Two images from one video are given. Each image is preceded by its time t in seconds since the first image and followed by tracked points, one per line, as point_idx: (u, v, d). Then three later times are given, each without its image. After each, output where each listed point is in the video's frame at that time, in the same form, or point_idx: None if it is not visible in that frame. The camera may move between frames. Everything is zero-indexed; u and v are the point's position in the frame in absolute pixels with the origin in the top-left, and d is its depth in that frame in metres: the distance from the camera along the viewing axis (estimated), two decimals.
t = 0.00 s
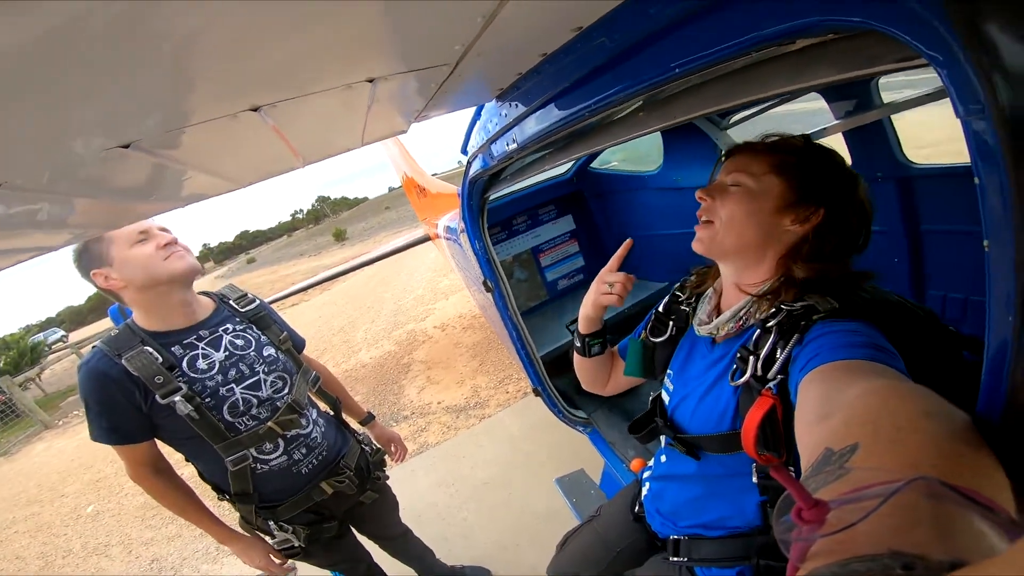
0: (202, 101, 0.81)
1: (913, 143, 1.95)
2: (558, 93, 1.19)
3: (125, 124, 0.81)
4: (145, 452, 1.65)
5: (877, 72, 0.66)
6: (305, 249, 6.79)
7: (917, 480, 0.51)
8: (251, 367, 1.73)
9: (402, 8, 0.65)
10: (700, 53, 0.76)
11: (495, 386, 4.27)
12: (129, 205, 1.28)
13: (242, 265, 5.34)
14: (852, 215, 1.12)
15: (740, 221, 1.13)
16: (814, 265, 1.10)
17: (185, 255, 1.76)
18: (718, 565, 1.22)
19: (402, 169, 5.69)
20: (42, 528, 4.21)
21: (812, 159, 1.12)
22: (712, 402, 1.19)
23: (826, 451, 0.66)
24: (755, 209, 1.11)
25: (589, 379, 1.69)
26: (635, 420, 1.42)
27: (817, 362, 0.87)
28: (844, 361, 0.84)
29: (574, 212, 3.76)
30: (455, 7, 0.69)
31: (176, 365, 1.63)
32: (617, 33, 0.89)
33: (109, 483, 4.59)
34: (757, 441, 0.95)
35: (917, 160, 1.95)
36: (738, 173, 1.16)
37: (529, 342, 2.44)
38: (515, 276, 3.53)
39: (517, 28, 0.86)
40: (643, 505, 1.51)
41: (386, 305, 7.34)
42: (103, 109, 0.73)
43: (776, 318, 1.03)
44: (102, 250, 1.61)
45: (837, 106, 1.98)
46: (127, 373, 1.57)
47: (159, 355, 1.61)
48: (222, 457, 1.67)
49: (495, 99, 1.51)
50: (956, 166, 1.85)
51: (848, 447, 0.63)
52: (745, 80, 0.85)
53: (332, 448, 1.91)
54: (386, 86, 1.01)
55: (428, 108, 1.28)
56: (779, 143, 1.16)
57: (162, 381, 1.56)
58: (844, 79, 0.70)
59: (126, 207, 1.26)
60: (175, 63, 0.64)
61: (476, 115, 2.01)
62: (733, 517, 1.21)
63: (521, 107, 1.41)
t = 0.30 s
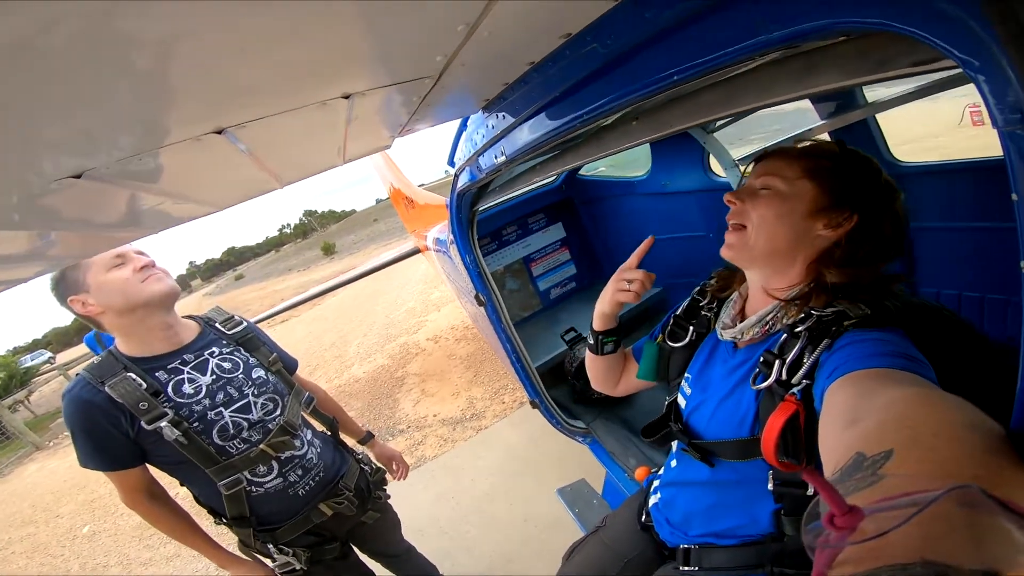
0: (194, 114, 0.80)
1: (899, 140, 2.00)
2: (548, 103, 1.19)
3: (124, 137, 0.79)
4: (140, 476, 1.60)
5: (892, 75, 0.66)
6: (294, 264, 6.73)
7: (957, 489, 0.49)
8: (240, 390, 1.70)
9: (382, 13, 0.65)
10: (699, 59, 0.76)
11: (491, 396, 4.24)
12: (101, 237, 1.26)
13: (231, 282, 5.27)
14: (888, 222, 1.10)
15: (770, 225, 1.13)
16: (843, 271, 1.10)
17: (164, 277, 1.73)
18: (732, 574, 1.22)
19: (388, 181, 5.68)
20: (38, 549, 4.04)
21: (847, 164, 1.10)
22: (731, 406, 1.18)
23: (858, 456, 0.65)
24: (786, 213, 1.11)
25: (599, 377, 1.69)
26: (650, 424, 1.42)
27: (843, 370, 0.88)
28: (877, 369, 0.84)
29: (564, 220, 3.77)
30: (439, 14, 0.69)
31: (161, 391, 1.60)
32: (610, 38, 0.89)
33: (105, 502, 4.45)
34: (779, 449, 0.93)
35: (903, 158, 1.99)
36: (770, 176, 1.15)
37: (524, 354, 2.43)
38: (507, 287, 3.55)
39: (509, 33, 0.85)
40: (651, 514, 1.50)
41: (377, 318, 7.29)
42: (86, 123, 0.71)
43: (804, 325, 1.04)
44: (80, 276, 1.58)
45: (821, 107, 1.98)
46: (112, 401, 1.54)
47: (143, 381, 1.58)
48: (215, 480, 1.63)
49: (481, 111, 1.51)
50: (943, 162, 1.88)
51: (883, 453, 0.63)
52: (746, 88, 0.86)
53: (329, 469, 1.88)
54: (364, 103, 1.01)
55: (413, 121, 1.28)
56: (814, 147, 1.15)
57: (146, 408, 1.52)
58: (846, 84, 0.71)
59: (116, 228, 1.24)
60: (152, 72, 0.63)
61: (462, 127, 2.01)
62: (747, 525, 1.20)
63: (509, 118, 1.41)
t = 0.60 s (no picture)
0: (183, 109, 0.78)
1: (886, 138, 2.02)
2: (539, 99, 1.19)
3: (115, 131, 0.78)
4: (130, 478, 1.58)
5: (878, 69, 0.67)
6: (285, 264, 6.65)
7: (948, 482, 0.51)
8: (230, 389, 1.68)
9: (372, 10, 0.64)
10: (690, 53, 0.76)
11: (484, 395, 4.24)
12: (84, 233, 1.24)
13: (220, 282, 5.20)
14: (885, 219, 1.11)
15: (769, 220, 1.13)
16: (840, 266, 1.10)
17: (160, 285, 1.70)
18: (727, 568, 1.22)
19: (379, 180, 5.64)
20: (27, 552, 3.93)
21: (846, 163, 1.11)
22: (727, 400, 1.19)
23: (849, 448, 0.65)
24: (785, 209, 1.11)
25: (595, 370, 1.70)
26: (645, 418, 1.42)
27: (839, 363, 0.89)
28: (870, 363, 0.85)
29: (556, 219, 3.77)
30: (429, 10, 0.69)
31: (148, 392, 1.58)
32: (601, 33, 0.89)
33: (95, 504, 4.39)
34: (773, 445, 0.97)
35: (890, 155, 2.01)
36: (769, 172, 1.16)
37: (517, 352, 2.43)
38: (500, 285, 3.55)
39: (502, 29, 0.85)
40: (645, 510, 1.51)
41: (369, 318, 7.25)
42: (72, 119, 0.70)
43: (800, 319, 1.04)
44: (72, 272, 1.55)
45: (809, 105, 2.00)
46: (98, 402, 1.51)
47: (130, 381, 1.55)
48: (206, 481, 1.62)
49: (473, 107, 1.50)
50: (929, 159, 1.90)
51: (874, 445, 0.63)
52: (736, 82, 0.86)
53: (323, 468, 1.86)
54: (352, 99, 1.00)
55: (405, 118, 1.27)
56: (814, 145, 1.15)
57: (133, 408, 1.50)
58: (836, 77, 0.72)
59: (102, 224, 1.21)
60: (138, 70, 0.62)
61: (454, 124, 2.00)
62: (742, 521, 1.20)
63: (501, 115, 1.40)
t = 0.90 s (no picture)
0: (178, 110, 0.78)
1: (877, 139, 2.03)
2: (533, 100, 1.19)
3: (111, 132, 0.78)
4: (120, 484, 1.57)
5: (866, 69, 0.68)
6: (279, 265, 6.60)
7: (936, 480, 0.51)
8: (222, 391, 1.68)
9: (368, 11, 0.65)
10: (684, 54, 0.77)
11: (479, 396, 4.24)
12: (75, 235, 1.23)
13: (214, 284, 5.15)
14: (861, 213, 1.15)
15: (750, 223, 1.16)
16: (826, 264, 1.13)
17: (167, 310, 1.64)
18: (723, 567, 1.23)
19: (374, 181, 5.63)
20: (20, 556, 3.87)
21: (819, 160, 1.14)
22: (719, 399, 1.20)
23: (839, 448, 0.66)
24: (765, 211, 1.14)
25: (592, 378, 1.71)
26: (639, 418, 1.42)
27: (829, 361, 0.90)
28: (859, 361, 0.86)
29: (550, 219, 3.78)
30: (425, 11, 0.69)
31: (139, 395, 1.56)
32: (594, 35, 0.89)
33: (88, 507, 4.33)
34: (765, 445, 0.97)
35: (880, 156, 2.03)
36: (746, 175, 1.19)
37: (512, 353, 2.43)
38: (494, 286, 3.55)
39: (493, 31, 0.85)
40: (641, 510, 1.51)
41: (364, 319, 7.23)
42: (66, 120, 0.70)
43: (789, 318, 1.05)
44: (81, 282, 1.48)
45: (800, 106, 2.03)
46: (88, 406, 1.50)
47: (120, 385, 1.54)
48: (202, 484, 1.60)
49: (466, 108, 1.50)
50: (918, 160, 1.92)
51: (864, 445, 0.63)
52: (726, 83, 0.87)
53: (319, 469, 1.86)
54: (348, 100, 1.00)
55: (399, 119, 1.27)
56: (786, 144, 1.18)
57: (124, 412, 1.49)
58: (824, 78, 0.73)
59: (94, 225, 1.20)
60: (134, 72, 0.62)
61: (447, 126, 2.00)
62: (737, 519, 1.21)
63: (495, 116, 1.40)
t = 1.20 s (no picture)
0: (170, 106, 0.76)
1: (872, 139, 2.02)
2: (531, 98, 1.18)
3: (103, 128, 0.76)
4: (108, 489, 1.54)
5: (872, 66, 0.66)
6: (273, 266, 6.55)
7: (950, 479, 0.50)
8: (217, 393, 1.66)
9: (365, 5, 0.63)
10: (686, 49, 0.76)
11: (475, 397, 4.22)
12: (63, 234, 1.20)
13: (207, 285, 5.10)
14: (851, 209, 1.15)
15: (741, 229, 1.16)
16: (821, 264, 1.12)
17: (158, 310, 1.61)
18: (724, 568, 1.22)
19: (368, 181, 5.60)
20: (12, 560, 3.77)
21: (805, 158, 1.14)
22: (720, 398, 1.18)
23: (847, 448, 0.65)
24: (755, 216, 1.14)
25: (607, 385, 1.68)
26: (640, 422, 1.41)
27: (829, 362, 0.89)
28: (862, 361, 0.85)
29: (546, 219, 3.77)
30: (424, 5, 0.67)
31: (132, 397, 1.53)
32: (595, 31, 0.88)
33: (81, 510, 4.27)
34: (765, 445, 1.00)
35: (876, 156, 2.02)
36: (733, 180, 1.19)
37: (508, 354, 2.42)
38: (490, 286, 3.54)
39: (492, 26, 0.83)
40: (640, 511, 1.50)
41: (359, 320, 7.20)
42: (53, 120, 0.68)
43: (790, 318, 1.04)
44: (68, 282, 1.44)
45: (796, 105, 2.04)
46: (79, 409, 1.47)
47: (113, 387, 1.51)
48: (198, 488, 1.58)
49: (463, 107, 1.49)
50: (913, 159, 1.93)
51: (871, 445, 0.63)
52: (728, 79, 0.86)
53: (314, 472, 1.84)
54: (343, 96, 0.99)
55: (393, 117, 1.25)
56: (770, 143, 1.18)
57: (118, 415, 1.46)
58: (828, 75, 0.72)
59: (83, 224, 1.18)
60: (124, 67, 0.60)
61: (443, 125, 1.99)
62: (738, 520, 1.20)
63: (492, 114, 1.39)
